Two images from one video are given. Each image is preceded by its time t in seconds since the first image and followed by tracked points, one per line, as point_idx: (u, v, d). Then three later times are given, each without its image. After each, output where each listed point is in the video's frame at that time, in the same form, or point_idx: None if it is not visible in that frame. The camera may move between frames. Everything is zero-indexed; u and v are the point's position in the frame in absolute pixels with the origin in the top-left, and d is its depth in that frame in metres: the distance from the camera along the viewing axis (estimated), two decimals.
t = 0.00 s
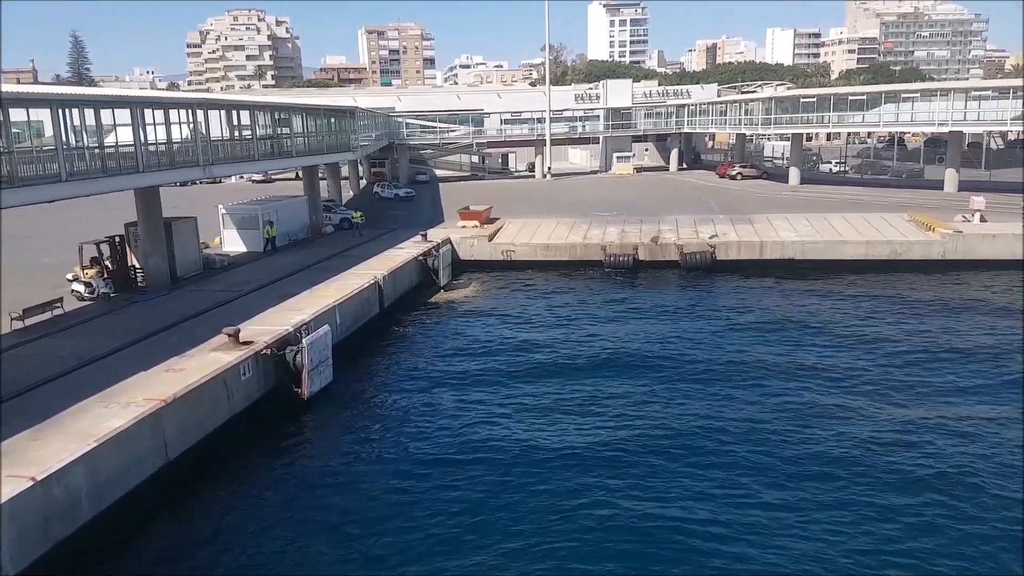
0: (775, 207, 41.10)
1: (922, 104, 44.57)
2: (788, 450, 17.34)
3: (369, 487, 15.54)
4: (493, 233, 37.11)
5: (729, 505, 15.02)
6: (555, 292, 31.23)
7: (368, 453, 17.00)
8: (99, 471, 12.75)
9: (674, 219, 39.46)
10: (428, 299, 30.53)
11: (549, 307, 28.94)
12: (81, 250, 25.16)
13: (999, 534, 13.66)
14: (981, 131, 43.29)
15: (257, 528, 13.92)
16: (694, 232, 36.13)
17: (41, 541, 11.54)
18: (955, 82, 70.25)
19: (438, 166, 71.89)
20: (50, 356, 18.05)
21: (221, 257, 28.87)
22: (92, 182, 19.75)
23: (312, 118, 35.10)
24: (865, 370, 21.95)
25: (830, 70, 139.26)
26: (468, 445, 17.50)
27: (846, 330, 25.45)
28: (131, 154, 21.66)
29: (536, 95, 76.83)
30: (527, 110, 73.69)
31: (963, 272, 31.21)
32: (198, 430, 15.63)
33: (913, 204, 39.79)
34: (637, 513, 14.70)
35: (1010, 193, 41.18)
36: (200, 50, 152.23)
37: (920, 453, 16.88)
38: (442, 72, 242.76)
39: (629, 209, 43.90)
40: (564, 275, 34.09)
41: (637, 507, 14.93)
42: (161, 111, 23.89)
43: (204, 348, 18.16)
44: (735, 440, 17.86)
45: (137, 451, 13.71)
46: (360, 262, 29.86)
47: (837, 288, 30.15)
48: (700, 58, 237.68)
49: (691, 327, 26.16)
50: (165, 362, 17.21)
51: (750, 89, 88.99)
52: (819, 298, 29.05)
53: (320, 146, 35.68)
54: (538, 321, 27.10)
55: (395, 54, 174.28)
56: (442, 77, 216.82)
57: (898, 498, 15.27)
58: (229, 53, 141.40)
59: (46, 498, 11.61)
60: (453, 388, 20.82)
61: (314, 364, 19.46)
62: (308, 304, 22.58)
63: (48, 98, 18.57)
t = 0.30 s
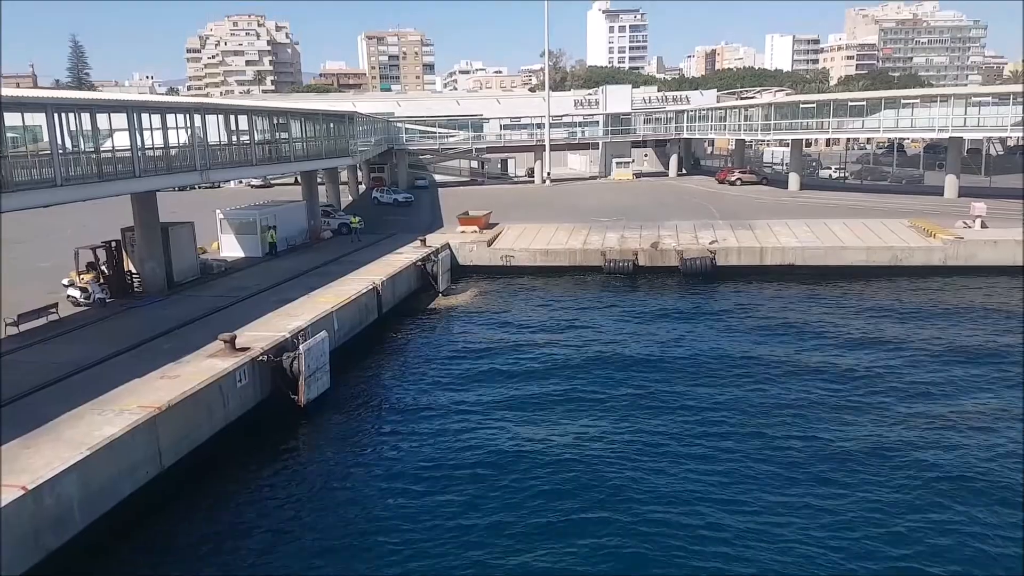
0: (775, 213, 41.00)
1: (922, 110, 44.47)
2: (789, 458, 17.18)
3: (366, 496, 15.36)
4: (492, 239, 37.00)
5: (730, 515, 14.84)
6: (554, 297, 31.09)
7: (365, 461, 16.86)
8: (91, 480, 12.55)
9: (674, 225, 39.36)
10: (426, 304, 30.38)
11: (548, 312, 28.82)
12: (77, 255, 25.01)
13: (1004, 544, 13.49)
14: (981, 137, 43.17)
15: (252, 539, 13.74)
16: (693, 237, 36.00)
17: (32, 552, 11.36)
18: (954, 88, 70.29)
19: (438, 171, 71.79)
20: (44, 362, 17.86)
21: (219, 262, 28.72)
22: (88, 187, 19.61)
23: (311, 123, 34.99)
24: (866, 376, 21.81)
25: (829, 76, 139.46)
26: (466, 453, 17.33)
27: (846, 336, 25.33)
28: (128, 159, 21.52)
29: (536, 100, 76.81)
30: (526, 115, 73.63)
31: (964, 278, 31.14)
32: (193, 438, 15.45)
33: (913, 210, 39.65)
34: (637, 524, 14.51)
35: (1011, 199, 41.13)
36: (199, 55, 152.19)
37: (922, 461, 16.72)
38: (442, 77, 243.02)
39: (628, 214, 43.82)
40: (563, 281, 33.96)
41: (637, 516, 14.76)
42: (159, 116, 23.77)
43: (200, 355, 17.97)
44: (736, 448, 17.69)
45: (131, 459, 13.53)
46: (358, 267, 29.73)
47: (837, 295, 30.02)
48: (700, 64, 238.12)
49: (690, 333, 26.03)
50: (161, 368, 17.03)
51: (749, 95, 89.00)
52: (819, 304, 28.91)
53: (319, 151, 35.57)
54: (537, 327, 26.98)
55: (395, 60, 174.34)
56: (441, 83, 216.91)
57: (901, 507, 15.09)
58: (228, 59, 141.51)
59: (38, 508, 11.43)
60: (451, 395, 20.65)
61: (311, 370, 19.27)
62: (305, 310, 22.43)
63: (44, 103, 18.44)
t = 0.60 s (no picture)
0: (776, 217, 40.86)
1: (922, 113, 44.27)
2: (792, 463, 16.98)
3: (363, 503, 15.14)
4: (491, 242, 36.82)
5: (734, 521, 14.64)
6: (554, 302, 30.90)
7: (363, 467, 16.67)
8: (84, 488, 12.34)
9: (674, 229, 39.19)
10: (425, 308, 30.19)
11: (548, 316, 28.67)
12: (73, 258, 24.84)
13: (1012, 553, 13.31)
14: (982, 141, 43.05)
15: (247, 547, 13.54)
16: (694, 241, 35.85)
17: (23, 561, 11.15)
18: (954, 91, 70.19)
19: (437, 174, 71.63)
20: (38, 366, 17.66)
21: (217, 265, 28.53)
22: (83, 190, 19.43)
23: (309, 125, 34.83)
24: (868, 380, 21.64)
25: (828, 80, 139.55)
26: (466, 458, 17.12)
27: (848, 340, 25.16)
28: (124, 162, 21.35)
29: (535, 104, 76.71)
30: (525, 118, 73.47)
31: (965, 283, 30.98)
32: (188, 445, 15.24)
33: (915, 214, 39.51)
34: (639, 532, 14.32)
35: (1012, 203, 41.00)
36: (199, 58, 152.17)
37: (927, 467, 16.52)
38: (441, 80, 242.90)
39: (628, 218, 43.66)
40: (562, 285, 33.76)
41: (640, 523, 14.58)
42: (155, 119, 23.60)
43: (195, 360, 17.77)
44: (738, 453, 17.51)
45: (125, 466, 13.34)
46: (356, 271, 29.56)
47: (839, 299, 29.83)
48: (699, 67, 238.28)
49: (691, 337, 25.85)
50: (156, 374, 16.82)
51: (748, 98, 88.83)
52: (821, 309, 28.74)
53: (317, 154, 35.39)
54: (537, 332, 26.80)
55: (395, 63, 174.27)
56: (441, 86, 216.31)
57: (908, 513, 14.89)
58: (228, 61, 141.49)
59: (29, 516, 11.23)
60: (450, 400, 20.48)
61: (308, 375, 19.08)
62: (302, 314, 22.25)
63: (38, 105, 18.26)
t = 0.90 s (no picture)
0: (777, 218, 40.71)
1: (924, 114, 44.12)
2: (794, 465, 16.82)
3: (361, 506, 14.98)
4: (491, 243, 36.67)
5: (737, 525, 14.48)
6: (554, 303, 30.77)
7: (361, 469, 16.51)
8: (78, 492, 12.15)
9: (674, 229, 39.05)
10: (425, 309, 30.04)
11: (548, 318, 28.54)
12: (70, 259, 24.68)
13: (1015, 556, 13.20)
14: (983, 142, 42.89)
15: (243, 551, 13.35)
16: (694, 242, 35.69)
17: (15, 565, 10.97)
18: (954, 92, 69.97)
19: (436, 175, 71.44)
20: (33, 368, 17.47)
21: (214, 266, 28.35)
22: (78, 191, 19.27)
23: (308, 126, 34.67)
24: (871, 382, 21.49)
25: (828, 81, 139.44)
26: (465, 460, 16.98)
27: (849, 341, 25.02)
28: (120, 163, 21.20)
29: (535, 104, 76.54)
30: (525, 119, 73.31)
31: (967, 284, 30.83)
32: (185, 448, 15.05)
33: (916, 215, 39.35)
34: (641, 535, 14.14)
35: (1014, 205, 40.86)
36: (198, 59, 151.86)
37: (931, 470, 16.37)
38: (441, 81, 242.77)
39: (628, 219, 43.50)
40: (561, 286, 33.62)
41: (641, 527, 14.41)
42: (152, 119, 23.44)
43: (192, 362, 17.61)
44: (740, 455, 17.34)
45: (120, 470, 13.15)
46: (355, 271, 29.39)
47: (840, 300, 29.67)
48: (699, 68, 238.11)
49: (691, 338, 25.72)
50: (152, 376, 16.63)
51: (748, 99, 88.64)
52: (822, 310, 28.58)
53: (315, 154, 35.22)
54: (536, 333, 26.65)
55: (394, 64, 174.08)
56: (441, 87, 216.12)
57: (911, 517, 14.73)
58: (227, 62, 141.37)
59: (22, 520, 11.04)
60: (449, 401, 20.34)
61: (306, 377, 18.91)
62: (301, 315, 22.07)
63: (32, 105, 18.10)
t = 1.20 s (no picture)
0: (778, 216, 40.55)
1: (926, 112, 43.94)
2: (797, 466, 16.65)
3: (360, 507, 14.83)
4: (491, 242, 36.49)
5: (740, 526, 14.30)
6: (555, 302, 30.62)
7: (360, 469, 16.35)
8: (72, 494, 11.98)
9: (675, 228, 38.90)
10: (424, 308, 29.87)
11: (548, 316, 28.40)
12: (66, 257, 24.50)
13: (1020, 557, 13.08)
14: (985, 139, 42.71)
15: (240, 553, 13.17)
16: (695, 240, 35.54)
17: (9, 567, 10.80)
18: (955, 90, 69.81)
19: (435, 173, 71.23)
20: (28, 368, 17.28)
21: (212, 265, 28.17)
22: (73, 189, 19.08)
23: (306, 124, 34.49)
24: (874, 381, 21.33)
25: (829, 78, 139.19)
26: (465, 460, 16.84)
27: (851, 340, 24.88)
28: (116, 161, 21.01)
29: (535, 102, 76.32)
30: (525, 117, 73.11)
31: (970, 282, 30.68)
32: (181, 449, 14.88)
33: (918, 213, 39.21)
34: (643, 536, 13.97)
35: (1016, 203, 40.70)
36: (197, 56, 151.40)
37: (935, 470, 16.19)
38: (441, 78, 242.60)
39: (629, 217, 43.33)
40: (562, 284, 33.45)
41: (643, 528, 14.23)
42: (148, 116, 23.25)
43: (189, 362, 17.41)
44: (742, 455, 17.16)
45: (116, 471, 12.98)
46: (354, 270, 29.21)
47: (841, 299, 29.50)
48: (699, 66, 237.82)
49: (692, 337, 25.58)
50: (148, 376, 16.45)
51: (749, 97, 88.46)
52: (824, 309, 28.42)
53: (314, 152, 35.04)
54: (537, 332, 26.48)
55: (394, 61, 173.78)
56: (441, 85, 215.84)
57: (917, 518, 14.55)
58: (226, 60, 141.12)
59: (15, 523, 10.87)
60: (449, 400, 20.20)
61: (304, 377, 18.75)
62: (299, 314, 21.91)
63: (27, 102, 17.90)
